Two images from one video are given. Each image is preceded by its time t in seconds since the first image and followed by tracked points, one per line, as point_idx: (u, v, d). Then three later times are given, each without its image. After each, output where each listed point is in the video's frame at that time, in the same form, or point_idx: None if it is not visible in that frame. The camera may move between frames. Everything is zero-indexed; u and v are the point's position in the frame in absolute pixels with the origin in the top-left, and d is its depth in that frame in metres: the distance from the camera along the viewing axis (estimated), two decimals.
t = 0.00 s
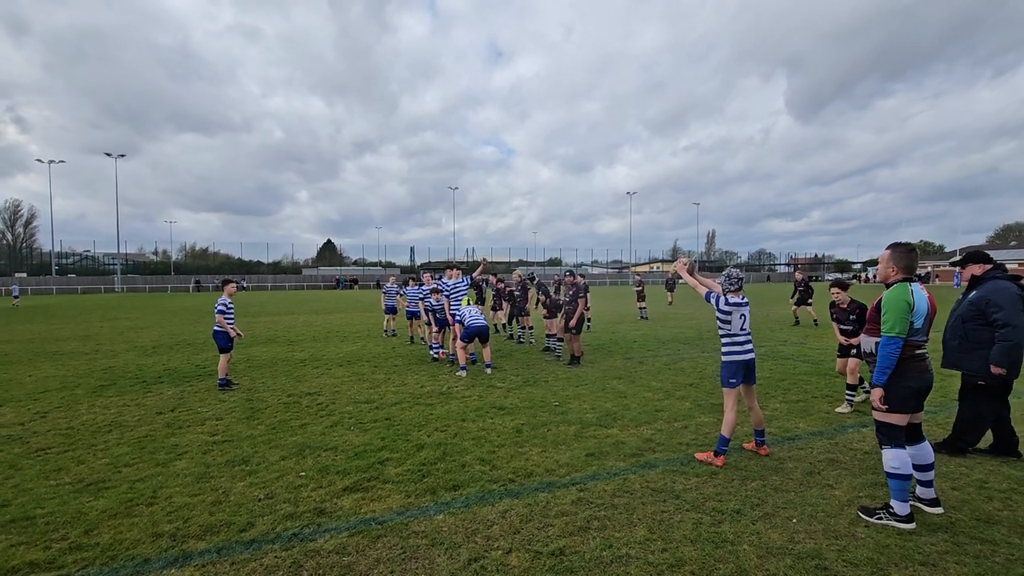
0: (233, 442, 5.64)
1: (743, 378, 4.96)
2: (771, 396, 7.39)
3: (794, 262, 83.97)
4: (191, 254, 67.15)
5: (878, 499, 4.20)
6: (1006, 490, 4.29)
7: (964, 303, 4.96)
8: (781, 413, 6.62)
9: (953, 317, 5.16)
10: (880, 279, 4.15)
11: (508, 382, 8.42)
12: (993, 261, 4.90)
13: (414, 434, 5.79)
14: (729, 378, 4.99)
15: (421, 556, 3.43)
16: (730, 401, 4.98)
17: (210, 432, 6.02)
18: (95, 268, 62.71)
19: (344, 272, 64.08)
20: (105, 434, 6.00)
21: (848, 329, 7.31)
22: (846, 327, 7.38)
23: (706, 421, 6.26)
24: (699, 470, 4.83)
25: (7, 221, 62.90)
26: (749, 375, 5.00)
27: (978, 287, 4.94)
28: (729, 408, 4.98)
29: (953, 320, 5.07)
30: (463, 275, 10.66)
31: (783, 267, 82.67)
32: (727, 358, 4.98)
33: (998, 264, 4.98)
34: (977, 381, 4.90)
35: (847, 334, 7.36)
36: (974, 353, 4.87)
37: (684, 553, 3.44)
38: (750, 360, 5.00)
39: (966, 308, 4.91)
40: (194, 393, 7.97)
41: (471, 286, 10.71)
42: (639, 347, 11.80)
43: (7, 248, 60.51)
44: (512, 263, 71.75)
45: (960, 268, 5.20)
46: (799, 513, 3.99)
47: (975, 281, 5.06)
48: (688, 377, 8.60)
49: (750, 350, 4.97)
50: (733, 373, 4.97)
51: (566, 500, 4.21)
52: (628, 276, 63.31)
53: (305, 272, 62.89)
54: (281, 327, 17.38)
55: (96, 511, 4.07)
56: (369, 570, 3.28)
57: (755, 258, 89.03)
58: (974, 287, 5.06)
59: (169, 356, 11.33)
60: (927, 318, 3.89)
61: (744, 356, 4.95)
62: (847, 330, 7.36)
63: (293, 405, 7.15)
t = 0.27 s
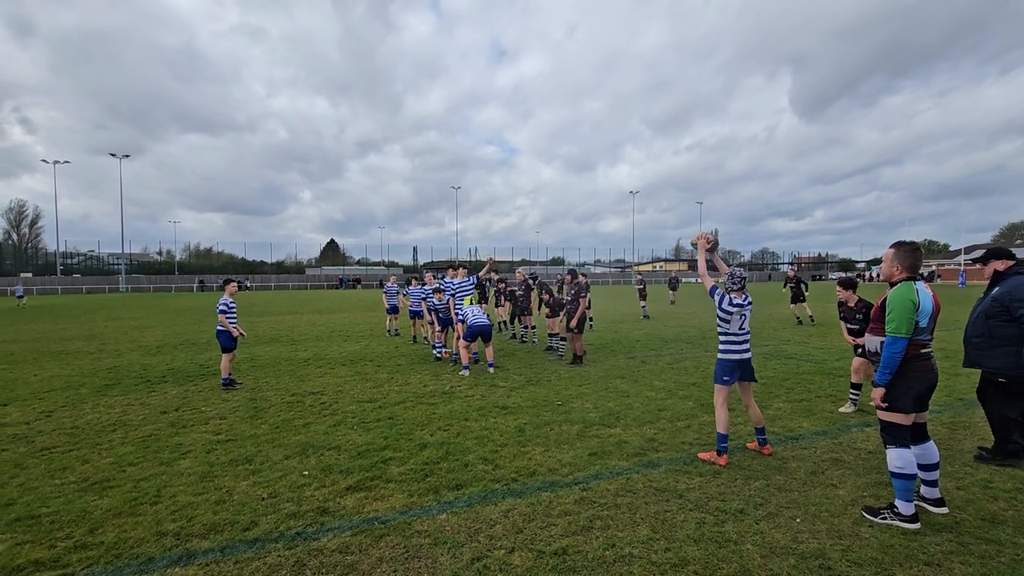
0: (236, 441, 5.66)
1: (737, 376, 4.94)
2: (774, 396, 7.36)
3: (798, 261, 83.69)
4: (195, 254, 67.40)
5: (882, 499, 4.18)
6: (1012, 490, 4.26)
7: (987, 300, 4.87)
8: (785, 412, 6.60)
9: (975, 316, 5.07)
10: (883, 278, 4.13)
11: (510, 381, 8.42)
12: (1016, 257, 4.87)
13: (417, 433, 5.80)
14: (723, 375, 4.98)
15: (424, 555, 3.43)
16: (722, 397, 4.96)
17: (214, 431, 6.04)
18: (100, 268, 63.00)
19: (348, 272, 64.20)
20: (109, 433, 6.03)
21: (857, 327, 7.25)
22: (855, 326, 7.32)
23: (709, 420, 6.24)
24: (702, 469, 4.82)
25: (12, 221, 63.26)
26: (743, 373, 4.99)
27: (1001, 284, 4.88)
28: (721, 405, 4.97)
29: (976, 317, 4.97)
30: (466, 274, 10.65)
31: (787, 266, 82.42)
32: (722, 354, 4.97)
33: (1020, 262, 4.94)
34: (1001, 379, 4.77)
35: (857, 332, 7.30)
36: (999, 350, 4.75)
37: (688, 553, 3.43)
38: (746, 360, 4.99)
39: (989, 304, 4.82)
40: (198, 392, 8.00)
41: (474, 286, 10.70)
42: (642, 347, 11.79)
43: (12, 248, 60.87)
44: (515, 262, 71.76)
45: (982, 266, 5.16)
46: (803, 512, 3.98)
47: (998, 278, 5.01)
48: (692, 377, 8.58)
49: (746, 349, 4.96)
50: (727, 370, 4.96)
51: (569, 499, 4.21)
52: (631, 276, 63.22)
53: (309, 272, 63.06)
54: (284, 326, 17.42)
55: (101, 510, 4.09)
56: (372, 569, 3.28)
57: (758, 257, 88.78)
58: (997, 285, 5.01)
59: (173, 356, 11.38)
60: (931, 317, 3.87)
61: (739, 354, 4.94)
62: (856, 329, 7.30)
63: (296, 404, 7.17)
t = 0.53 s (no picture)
0: (240, 439, 5.68)
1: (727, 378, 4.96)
2: (778, 394, 7.33)
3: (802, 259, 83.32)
4: (199, 254, 67.68)
5: (887, 498, 4.16)
6: (1019, 489, 4.23)
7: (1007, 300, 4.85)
8: (789, 411, 6.57)
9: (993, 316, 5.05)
10: (887, 277, 4.10)
11: (513, 380, 8.42)
12: None
13: (420, 431, 5.80)
14: (714, 375, 5.00)
15: (427, 553, 3.44)
16: (717, 397, 4.97)
17: (217, 429, 6.06)
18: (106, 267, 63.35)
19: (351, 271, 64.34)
20: (114, 431, 6.06)
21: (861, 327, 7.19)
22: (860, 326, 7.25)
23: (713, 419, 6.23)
24: (706, 468, 4.80)
25: (18, 221, 63.68)
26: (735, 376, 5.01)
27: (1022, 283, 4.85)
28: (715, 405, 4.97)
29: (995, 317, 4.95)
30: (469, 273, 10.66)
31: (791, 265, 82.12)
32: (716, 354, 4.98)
33: None
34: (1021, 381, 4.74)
35: (863, 331, 7.24)
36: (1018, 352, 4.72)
37: (691, 552, 3.42)
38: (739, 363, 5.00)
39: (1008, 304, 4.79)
40: (202, 391, 8.03)
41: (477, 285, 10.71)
42: (645, 345, 11.76)
43: (19, 248, 61.28)
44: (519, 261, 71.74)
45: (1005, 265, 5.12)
46: (807, 511, 3.96)
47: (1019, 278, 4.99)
48: (695, 375, 8.55)
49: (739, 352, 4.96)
50: (718, 371, 4.98)
51: (572, 498, 4.21)
52: (634, 274, 63.11)
53: (313, 271, 63.23)
54: (288, 325, 17.48)
55: (106, 507, 4.11)
56: (375, 567, 3.29)
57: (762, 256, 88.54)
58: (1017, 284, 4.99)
59: (177, 354, 11.42)
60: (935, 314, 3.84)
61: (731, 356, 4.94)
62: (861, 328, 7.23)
63: (299, 403, 7.19)
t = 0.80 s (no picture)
0: (245, 437, 5.71)
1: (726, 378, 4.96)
2: (783, 393, 7.30)
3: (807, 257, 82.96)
4: (204, 253, 67.98)
5: (894, 497, 4.13)
6: None
7: None
8: (794, 410, 6.54)
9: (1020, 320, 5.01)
10: (890, 275, 4.07)
11: (517, 378, 8.42)
12: None
13: (424, 430, 5.81)
14: (714, 375, 5.01)
15: (431, 552, 3.44)
16: (715, 397, 4.99)
17: (223, 428, 6.09)
18: (112, 267, 63.72)
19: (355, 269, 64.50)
20: (121, 430, 6.10)
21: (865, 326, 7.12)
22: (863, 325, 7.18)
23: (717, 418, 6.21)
24: (710, 467, 4.79)
25: (24, 221, 64.08)
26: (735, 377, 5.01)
27: None
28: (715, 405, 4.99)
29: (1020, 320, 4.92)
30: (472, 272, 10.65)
31: (796, 263, 81.77)
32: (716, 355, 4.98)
33: None
34: None
35: (865, 332, 7.20)
36: None
37: (696, 551, 3.41)
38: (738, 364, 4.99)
39: None
40: (208, 389, 8.08)
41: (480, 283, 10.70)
42: (649, 344, 11.73)
43: (25, 248, 61.67)
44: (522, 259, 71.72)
45: None
46: (812, 510, 3.94)
47: None
48: (700, 374, 8.53)
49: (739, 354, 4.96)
50: (718, 371, 4.99)
51: (576, 496, 4.20)
52: (638, 273, 63.00)
53: (317, 270, 63.40)
54: (292, 324, 17.53)
55: (112, 506, 4.13)
56: (380, 566, 3.29)
57: (767, 254, 88.21)
58: None
59: (182, 353, 11.48)
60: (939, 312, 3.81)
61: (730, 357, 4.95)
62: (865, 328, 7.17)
63: (304, 402, 7.21)
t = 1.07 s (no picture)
0: (250, 436, 5.72)
1: (745, 364, 4.88)
2: (788, 392, 7.26)
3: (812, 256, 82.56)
4: (209, 253, 68.32)
5: (900, 497, 4.10)
6: None
7: None
8: (799, 409, 6.51)
9: None
10: (892, 274, 4.05)
11: (521, 378, 8.40)
12: None
13: (428, 429, 5.81)
14: (731, 363, 4.94)
15: (435, 551, 3.44)
16: (732, 386, 4.95)
17: (227, 427, 6.11)
18: (117, 266, 64.11)
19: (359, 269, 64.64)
20: (127, 428, 6.13)
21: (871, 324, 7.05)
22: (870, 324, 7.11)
23: (722, 417, 6.18)
24: (715, 466, 4.76)
25: (31, 221, 64.53)
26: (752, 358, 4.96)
27: None
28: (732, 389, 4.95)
29: None
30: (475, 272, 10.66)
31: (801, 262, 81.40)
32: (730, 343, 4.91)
33: None
34: None
35: (869, 331, 7.15)
36: None
37: (701, 551, 3.40)
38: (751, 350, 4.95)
39: None
40: (213, 388, 8.10)
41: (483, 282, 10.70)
42: (653, 343, 11.70)
43: (32, 248, 62.10)
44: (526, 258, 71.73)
45: None
46: (818, 510, 3.92)
47: None
48: (704, 373, 8.50)
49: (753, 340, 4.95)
50: (736, 358, 4.91)
51: (580, 496, 4.19)
52: (642, 272, 62.87)
53: (321, 269, 63.57)
54: (296, 323, 17.57)
55: (119, 504, 4.15)
56: (384, 564, 3.30)
57: (771, 253, 87.87)
58: None
59: (188, 352, 11.52)
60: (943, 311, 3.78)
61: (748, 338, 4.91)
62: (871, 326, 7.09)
63: (308, 401, 7.23)
